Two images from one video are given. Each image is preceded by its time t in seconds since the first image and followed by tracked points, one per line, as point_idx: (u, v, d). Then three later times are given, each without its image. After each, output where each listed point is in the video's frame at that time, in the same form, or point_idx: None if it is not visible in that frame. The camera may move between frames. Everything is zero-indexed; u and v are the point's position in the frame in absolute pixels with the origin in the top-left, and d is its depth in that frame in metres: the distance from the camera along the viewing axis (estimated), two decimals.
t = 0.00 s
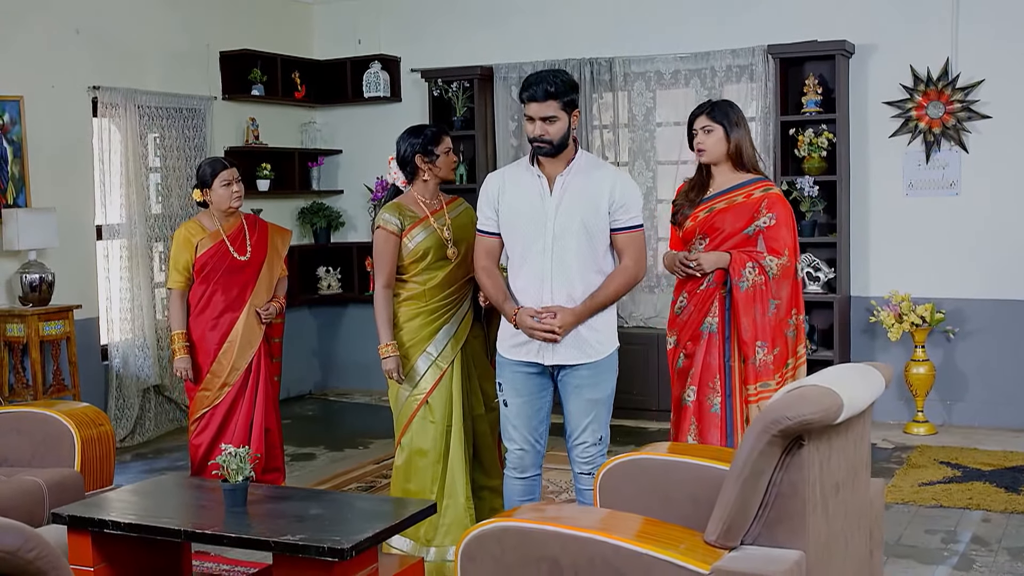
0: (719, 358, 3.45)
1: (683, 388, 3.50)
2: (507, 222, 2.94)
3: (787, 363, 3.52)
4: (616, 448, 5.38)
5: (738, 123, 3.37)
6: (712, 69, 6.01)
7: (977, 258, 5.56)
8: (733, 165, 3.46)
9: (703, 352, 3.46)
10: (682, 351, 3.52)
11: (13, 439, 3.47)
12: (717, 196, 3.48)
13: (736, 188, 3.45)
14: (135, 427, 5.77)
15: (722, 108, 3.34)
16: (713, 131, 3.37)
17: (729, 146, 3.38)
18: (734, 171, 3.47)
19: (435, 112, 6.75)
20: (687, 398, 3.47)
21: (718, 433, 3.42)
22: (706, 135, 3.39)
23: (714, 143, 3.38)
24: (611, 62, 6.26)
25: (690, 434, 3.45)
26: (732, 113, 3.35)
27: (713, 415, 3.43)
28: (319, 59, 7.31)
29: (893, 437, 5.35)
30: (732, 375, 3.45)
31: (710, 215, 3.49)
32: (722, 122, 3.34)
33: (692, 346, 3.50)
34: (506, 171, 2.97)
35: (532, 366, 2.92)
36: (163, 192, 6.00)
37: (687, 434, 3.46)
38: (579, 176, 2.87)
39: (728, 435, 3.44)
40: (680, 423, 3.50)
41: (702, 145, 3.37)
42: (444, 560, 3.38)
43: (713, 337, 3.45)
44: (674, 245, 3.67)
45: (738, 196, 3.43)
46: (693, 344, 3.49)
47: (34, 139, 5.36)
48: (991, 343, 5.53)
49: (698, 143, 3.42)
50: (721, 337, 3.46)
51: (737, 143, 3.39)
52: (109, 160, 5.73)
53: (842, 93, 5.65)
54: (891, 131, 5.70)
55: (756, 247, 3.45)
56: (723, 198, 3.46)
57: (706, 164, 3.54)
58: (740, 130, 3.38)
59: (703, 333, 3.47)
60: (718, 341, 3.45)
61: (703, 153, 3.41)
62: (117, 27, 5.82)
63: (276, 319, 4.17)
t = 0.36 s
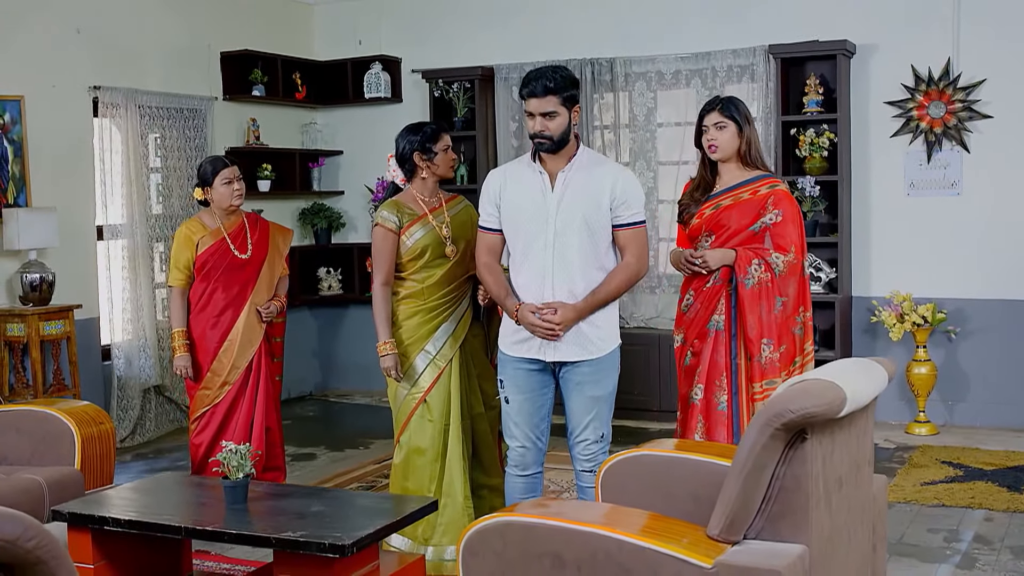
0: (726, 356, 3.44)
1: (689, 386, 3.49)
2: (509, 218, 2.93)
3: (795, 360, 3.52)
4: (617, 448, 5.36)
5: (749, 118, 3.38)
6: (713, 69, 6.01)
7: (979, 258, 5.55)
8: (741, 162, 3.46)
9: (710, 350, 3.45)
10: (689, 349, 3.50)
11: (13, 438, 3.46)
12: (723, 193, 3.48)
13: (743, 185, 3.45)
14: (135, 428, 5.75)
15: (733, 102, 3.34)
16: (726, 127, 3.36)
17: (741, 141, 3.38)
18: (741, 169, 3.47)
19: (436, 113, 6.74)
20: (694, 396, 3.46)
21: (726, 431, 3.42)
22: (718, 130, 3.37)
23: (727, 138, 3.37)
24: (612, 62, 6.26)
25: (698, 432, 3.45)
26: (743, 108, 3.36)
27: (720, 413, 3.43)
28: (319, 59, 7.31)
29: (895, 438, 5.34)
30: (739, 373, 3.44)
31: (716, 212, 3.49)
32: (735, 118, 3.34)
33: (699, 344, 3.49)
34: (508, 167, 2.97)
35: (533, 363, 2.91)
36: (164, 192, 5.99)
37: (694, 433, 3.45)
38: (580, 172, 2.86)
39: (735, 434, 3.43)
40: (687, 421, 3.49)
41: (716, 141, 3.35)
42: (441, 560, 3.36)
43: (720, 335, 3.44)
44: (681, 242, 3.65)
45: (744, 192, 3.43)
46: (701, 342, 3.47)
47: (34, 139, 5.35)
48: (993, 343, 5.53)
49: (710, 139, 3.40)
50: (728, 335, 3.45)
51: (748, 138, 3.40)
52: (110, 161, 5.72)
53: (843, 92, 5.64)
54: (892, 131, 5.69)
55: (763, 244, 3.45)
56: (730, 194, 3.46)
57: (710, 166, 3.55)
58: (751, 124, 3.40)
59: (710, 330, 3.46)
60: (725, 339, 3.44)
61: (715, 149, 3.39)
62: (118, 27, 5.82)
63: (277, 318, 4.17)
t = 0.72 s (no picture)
0: (733, 355, 3.44)
1: (697, 385, 3.48)
2: (512, 216, 2.93)
3: (802, 359, 3.52)
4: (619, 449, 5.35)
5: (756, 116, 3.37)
6: (715, 70, 6.01)
7: (982, 259, 5.54)
8: (749, 160, 3.45)
9: (717, 350, 3.44)
10: (697, 348, 3.49)
11: (14, 436, 3.45)
12: (730, 192, 3.48)
13: (750, 183, 3.44)
14: (136, 429, 5.74)
15: (739, 100, 3.34)
16: (733, 125, 3.36)
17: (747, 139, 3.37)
18: (749, 167, 3.46)
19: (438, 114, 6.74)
20: (701, 395, 3.45)
21: (733, 430, 3.40)
22: (725, 129, 3.37)
23: (734, 136, 3.36)
24: (615, 64, 6.26)
25: (705, 431, 3.43)
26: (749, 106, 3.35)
27: (727, 412, 3.41)
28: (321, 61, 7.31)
29: (898, 439, 5.33)
30: (746, 373, 3.43)
31: (723, 211, 3.49)
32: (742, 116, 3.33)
33: (707, 343, 3.48)
34: (511, 164, 2.96)
35: (535, 361, 2.91)
36: (165, 193, 5.99)
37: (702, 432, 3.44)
38: (584, 169, 2.86)
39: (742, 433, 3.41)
40: (694, 421, 3.47)
41: (723, 139, 3.35)
42: (438, 560, 3.34)
43: (727, 333, 3.43)
44: (688, 242, 3.66)
45: (751, 191, 3.43)
46: (708, 341, 3.47)
47: (36, 139, 5.35)
48: (995, 345, 5.52)
49: (716, 138, 3.40)
50: (735, 334, 3.45)
51: (755, 135, 3.39)
52: (112, 161, 5.72)
53: (845, 93, 5.64)
54: (895, 132, 5.69)
55: (770, 243, 3.45)
56: (737, 193, 3.46)
57: (719, 165, 3.55)
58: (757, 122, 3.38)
59: (717, 329, 3.46)
60: (732, 338, 3.44)
61: (722, 147, 3.39)
62: (120, 28, 5.82)
63: (277, 318, 4.16)
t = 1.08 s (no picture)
0: (741, 355, 3.43)
1: (704, 385, 3.48)
2: (514, 215, 2.92)
3: (810, 359, 3.51)
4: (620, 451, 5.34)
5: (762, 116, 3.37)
6: (717, 72, 6.01)
7: (984, 262, 5.53)
8: (756, 159, 3.45)
9: (725, 350, 3.44)
10: (705, 348, 3.49)
11: (14, 437, 3.44)
12: (737, 192, 3.47)
13: (756, 183, 3.44)
14: (137, 431, 5.74)
15: (746, 100, 3.34)
16: (739, 124, 3.35)
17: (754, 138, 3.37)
18: (756, 166, 3.46)
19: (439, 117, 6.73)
20: (709, 396, 3.45)
21: (740, 431, 3.40)
22: (731, 128, 3.37)
23: (740, 135, 3.36)
24: (616, 66, 6.26)
25: (712, 432, 3.43)
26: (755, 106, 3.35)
27: (735, 412, 3.41)
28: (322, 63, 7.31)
29: (900, 441, 5.32)
30: (753, 373, 3.43)
31: (731, 211, 3.48)
32: (747, 115, 3.33)
33: (714, 343, 3.47)
34: (512, 163, 2.96)
35: (537, 361, 2.90)
36: (166, 195, 5.99)
37: (709, 432, 3.43)
38: (586, 167, 2.86)
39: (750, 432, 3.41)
40: (701, 421, 3.47)
41: (729, 138, 3.35)
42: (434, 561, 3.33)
43: (735, 334, 3.43)
44: (696, 242, 3.65)
45: (759, 190, 3.42)
46: (715, 342, 3.46)
47: (37, 140, 5.35)
48: (997, 347, 5.51)
49: (722, 137, 3.40)
50: (743, 334, 3.44)
51: (761, 134, 3.38)
52: (113, 163, 5.72)
53: (847, 94, 5.64)
54: (896, 134, 5.68)
55: (778, 242, 3.44)
56: (744, 193, 3.45)
57: (726, 164, 3.54)
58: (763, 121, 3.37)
59: (725, 330, 3.45)
60: (740, 338, 3.43)
61: (728, 146, 3.38)
62: (122, 30, 5.83)
63: (277, 319, 4.15)
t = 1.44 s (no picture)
0: (747, 354, 3.42)
1: (709, 384, 3.47)
2: (514, 213, 2.91)
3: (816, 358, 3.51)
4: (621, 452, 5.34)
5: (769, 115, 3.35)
6: (718, 74, 6.01)
7: (986, 263, 5.52)
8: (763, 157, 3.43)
9: (731, 348, 3.43)
10: (710, 346, 3.48)
11: (13, 436, 3.43)
12: (744, 191, 3.46)
13: (764, 181, 3.42)
14: (137, 432, 5.72)
15: (753, 99, 3.33)
16: (744, 123, 3.35)
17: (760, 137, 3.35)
18: (763, 165, 3.44)
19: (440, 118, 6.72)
20: (713, 394, 3.44)
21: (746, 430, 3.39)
22: (737, 126, 3.36)
23: (745, 134, 3.35)
24: (617, 68, 6.25)
25: (717, 430, 3.42)
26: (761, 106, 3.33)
27: (739, 411, 3.40)
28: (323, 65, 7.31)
29: (901, 443, 5.31)
30: (759, 372, 3.42)
31: (738, 210, 3.47)
32: (752, 113, 3.32)
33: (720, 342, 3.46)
34: (513, 161, 2.95)
35: (538, 358, 2.89)
36: (166, 196, 5.99)
37: (714, 430, 3.43)
38: (586, 165, 2.85)
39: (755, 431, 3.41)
40: (706, 419, 3.46)
41: (734, 136, 3.34)
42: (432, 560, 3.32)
43: (741, 332, 3.42)
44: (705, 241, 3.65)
45: (766, 189, 3.41)
46: (722, 340, 3.46)
47: (38, 141, 5.34)
48: (999, 349, 5.50)
49: (728, 135, 3.40)
50: (749, 333, 3.43)
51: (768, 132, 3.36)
52: (113, 163, 5.71)
53: (848, 96, 5.63)
54: (898, 136, 5.68)
55: (785, 241, 3.43)
56: (751, 191, 3.44)
57: (735, 163, 3.53)
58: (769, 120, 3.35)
59: (731, 328, 3.44)
60: (746, 337, 3.43)
61: (734, 144, 3.39)
62: (123, 31, 5.83)
63: (275, 319, 4.14)
